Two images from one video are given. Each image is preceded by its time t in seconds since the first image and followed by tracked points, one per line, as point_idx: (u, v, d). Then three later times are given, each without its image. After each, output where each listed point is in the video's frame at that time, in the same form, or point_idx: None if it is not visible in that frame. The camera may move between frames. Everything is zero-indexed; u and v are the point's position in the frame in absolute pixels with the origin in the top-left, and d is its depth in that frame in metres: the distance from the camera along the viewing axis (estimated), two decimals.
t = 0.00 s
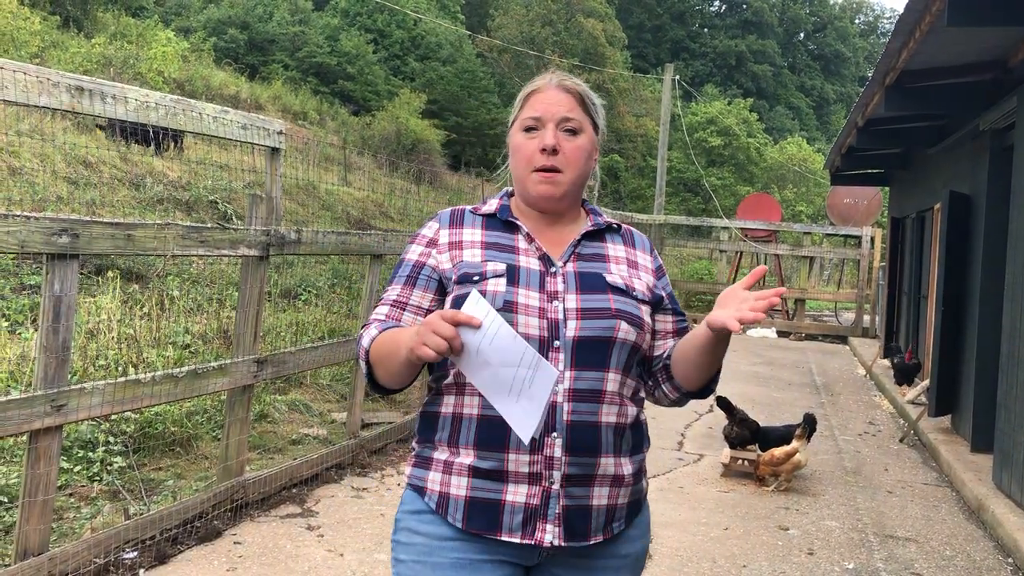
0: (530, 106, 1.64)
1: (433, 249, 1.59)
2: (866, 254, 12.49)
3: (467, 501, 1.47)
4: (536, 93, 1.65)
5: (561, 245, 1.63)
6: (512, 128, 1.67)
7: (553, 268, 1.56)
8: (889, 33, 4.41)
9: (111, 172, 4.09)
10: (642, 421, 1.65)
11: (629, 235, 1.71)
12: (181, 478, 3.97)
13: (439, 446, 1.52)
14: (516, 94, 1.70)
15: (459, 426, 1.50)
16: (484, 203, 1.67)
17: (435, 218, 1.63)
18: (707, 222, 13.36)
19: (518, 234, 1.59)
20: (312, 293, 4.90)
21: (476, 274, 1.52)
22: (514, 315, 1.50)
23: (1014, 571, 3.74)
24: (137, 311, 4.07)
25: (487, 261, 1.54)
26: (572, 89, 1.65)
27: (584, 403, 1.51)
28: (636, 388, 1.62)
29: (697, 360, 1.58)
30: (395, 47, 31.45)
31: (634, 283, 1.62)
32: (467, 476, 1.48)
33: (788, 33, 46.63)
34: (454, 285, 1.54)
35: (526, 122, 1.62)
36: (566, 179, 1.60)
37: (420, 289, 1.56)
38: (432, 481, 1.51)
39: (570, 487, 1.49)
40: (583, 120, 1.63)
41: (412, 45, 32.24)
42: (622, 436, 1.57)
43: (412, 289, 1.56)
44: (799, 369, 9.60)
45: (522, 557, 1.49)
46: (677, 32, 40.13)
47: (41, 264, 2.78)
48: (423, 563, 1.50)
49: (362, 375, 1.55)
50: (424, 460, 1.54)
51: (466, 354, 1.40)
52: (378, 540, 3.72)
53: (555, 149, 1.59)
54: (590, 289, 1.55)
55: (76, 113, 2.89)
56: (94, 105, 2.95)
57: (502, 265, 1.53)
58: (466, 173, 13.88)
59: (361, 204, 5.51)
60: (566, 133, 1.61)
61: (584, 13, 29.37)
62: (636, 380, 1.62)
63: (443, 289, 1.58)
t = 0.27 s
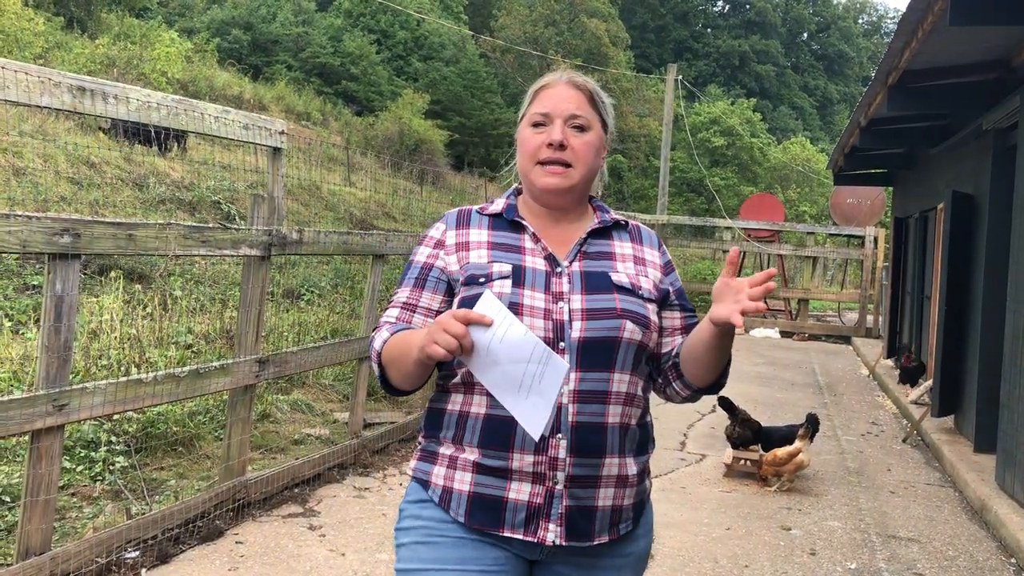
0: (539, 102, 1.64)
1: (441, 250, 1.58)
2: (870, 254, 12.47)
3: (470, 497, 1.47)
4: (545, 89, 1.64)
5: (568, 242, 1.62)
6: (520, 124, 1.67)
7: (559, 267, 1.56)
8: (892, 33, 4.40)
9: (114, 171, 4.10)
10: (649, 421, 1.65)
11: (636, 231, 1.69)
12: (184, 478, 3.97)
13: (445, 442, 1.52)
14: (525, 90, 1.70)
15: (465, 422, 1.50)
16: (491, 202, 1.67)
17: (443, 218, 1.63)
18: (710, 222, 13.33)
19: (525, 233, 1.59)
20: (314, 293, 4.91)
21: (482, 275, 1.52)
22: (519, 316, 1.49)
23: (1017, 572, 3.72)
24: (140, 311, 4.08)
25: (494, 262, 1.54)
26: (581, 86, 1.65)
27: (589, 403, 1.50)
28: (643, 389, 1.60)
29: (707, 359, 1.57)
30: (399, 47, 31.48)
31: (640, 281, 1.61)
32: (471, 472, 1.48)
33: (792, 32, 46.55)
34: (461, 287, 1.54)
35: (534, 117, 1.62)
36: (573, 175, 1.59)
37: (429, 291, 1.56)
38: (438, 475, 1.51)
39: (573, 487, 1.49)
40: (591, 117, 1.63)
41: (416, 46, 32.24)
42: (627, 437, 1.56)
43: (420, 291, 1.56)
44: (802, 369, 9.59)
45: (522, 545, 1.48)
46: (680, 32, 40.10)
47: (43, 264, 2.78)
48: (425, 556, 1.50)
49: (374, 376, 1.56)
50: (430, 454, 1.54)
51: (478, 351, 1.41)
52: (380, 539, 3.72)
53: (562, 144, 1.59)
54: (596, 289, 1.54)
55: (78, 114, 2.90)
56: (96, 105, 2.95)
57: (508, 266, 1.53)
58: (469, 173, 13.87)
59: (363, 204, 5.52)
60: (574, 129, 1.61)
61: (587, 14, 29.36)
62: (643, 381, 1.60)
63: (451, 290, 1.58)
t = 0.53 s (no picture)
0: (545, 104, 1.64)
1: (442, 250, 1.60)
2: (872, 254, 12.45)
3: (465, 502, 1.47)
4: (552, 91, 1.64)
5: (569, 244, 1.61)
6: (526, 126, 1.67)
7: (558, 270, 1.55)
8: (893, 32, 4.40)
9: (116, 172, 4.11)
10: (647, 422, 1.65)
11: (641, 236, 1.68)
12: (185, 478, 3.97)
13: (440, 447, 1.53)
14: (532, 92, 1.70)
15: (459, 428, 1.50)
16: (496, 201, 1.66)
17: (446, 217, 1.64)
18: (713, 222, 13.30)
19: (525, 234, 1.58)
20: (316, 293, 4.91)
21: (479, 276, 1.53)
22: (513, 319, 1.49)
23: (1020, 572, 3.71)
24: (142, 311, 4.09)
25: (492, 263, 1.54)
26: (587, 88, 1.64)
27: (581, 407, 1.49)
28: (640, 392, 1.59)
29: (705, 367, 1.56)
30: (401, 48, 31.51)
31: (640, 287, 1.59)
32: (466, 478, 1.48)
33: (795, 32, 46.56)
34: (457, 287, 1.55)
35: (540, 120, 1.62)
36: (580, 177, 1.59)
37: (427, 288, 1.57)
38: (434, 482, 1.51)
39: (566, 490, 1.48)
40: (598, 120, 1.63)
41: (418, 47, 32.29)
42: (622, 440, 1.55)
43: (419, 287, 1.57)
44: (804, 369, 9.57)
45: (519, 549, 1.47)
46: (683, 32, 40.12)
47: (44, 264, 2.79)
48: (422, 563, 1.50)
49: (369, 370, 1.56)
50: (427, 461, 1.54)
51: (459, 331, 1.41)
52: (381, 539, 3.72)
53: (569, 147, 1.58)
54: (593, 293, 1.53)
55: (79, 114, 2.90)
56: (97, 105, 2.95)
57: (505, 267, 1.53)
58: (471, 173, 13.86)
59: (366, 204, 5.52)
60: (580, 132, 1.60)
61: (590, 14, 29.38)
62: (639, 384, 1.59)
63: (450, 289, 1.58)
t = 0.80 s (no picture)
0: (549, 101, 1.64)
1: (448, 253, 1.60)
2: (875, 254, 12.43)
3: (477, 505, 1.47)
4: (555, 87, 1.64)
5: (575, 244, 1.61)
6: (531, 123, 1.66)
7: (566, 271, 1.54)
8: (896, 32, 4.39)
9: (119, 172, 4.11)
10: (656, 422, 1.65)
11: (647, 232, 1.67)
12: (187, 478, 3.98)
13: (451, 449, 1.52)
14: (536, 89, 1.70)
15: (470, 430, 1.49)
16: (501, 202, 1.66)
17: (452, 220, 1.64)
18: (716, 223, 13.27)
19: (532, 236, 1.58)
20: (319, 293, 4.91)
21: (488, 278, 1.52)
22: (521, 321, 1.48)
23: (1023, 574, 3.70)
24: (145, 312, 4.09)
25: (500, 265, 1.53)
26: (591, 85, 1.64)
27: (593, 409, 1.49)
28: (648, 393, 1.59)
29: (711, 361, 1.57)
30: (404, 48, 31.53)
31: (648, 286, 1.59)
32: (477, 481, 1.47)
33: (797, 32, 46.52)
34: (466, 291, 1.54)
35: (544, 116, 1.62)
36: (583, 174, 1.58)
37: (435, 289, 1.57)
38: (444, 484, 1.51)
39: (578, 493, 1.48)
40: (602, 116, 1.62)
41: (421, 47, 32.31)
42: (632, 441, 1.55)
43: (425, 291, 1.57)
44: (807, 370, 9.56)
45: (525, 553, 1.47)
46: (686, 32, 40.10)
47: (46, 264, 2.79)
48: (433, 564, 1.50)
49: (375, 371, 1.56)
50: (437, 462, 1.54)
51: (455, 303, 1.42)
52: (383, 539, 3.72)
53: (573, 143, 1.58)
54: (602, 294, 1.53)
55: (81, 114, 2.90)
56: (99, 105, 2.95)
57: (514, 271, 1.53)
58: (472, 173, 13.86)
59: (368, 205, 5.52)
60: (584, 128, 1.60)
61: (593, 15, 29.39)
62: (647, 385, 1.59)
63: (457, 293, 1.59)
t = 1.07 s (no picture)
0: (554, 98, 1.64)
1: (463, 244, 1.58)
2: (877, 254, 12.42)
3: (480, 506, 1.47)
4: (563, 85, 1.65)
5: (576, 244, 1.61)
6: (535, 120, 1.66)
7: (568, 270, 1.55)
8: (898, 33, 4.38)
9: (121, 172, 4.12)
10: (658, 423, 1.64)
11: (647, 231, 1.68)
12: (189, 478, 3.98)
13: (453, 448, 1.52)
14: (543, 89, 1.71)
15: (472, 429, 1.49)
16: (506, 202, 1.67)
17: (460, 216, 1.63)
18: (718, 223, 13.25)
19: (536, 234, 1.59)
20: (321, 293, 4.92)
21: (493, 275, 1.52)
22: (524, 318, 1.48)
23: None
24: (147, 312, 4.10)
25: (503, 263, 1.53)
26: (597, 84, 1.64)
27: (594, 407, 1.49)
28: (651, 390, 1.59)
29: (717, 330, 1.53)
30: (406, 49, 31.54)
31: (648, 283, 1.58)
32: (481, 480, 1.47)
33: (799, 32, 46.50)
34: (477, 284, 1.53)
35: (548, 110, 1.62)
36: (580, 167, 1.57)
37: (453, 279, 1.55)
38: (447, 484, 1.51)
39: (581, 491, 1.48)
40: (606, 114, 1.62)
41: (423, 47, 32.32)
42: (635, 440, 1.55)
43: (444, 277, 1.55)
44: (809, 370, 9.55)
45: (529, 553, 1.47)
46: (688, 32, 40.08)
47: (48, 264, 2.80)
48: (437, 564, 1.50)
49: (393, 350, 1.46)
50: (439, 462, 1.54)
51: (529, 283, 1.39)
52: (385, 539, 3.72)
53: (572, 135, 1.57)
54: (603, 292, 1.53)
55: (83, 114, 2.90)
56: (101, 106, 2.95)
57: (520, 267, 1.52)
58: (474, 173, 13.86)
59: (370, 205, 5.52)
60: (586, 122, 1.59)
61: (595, 15, 29.39)
62: (650, 383, 1.58)
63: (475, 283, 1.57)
